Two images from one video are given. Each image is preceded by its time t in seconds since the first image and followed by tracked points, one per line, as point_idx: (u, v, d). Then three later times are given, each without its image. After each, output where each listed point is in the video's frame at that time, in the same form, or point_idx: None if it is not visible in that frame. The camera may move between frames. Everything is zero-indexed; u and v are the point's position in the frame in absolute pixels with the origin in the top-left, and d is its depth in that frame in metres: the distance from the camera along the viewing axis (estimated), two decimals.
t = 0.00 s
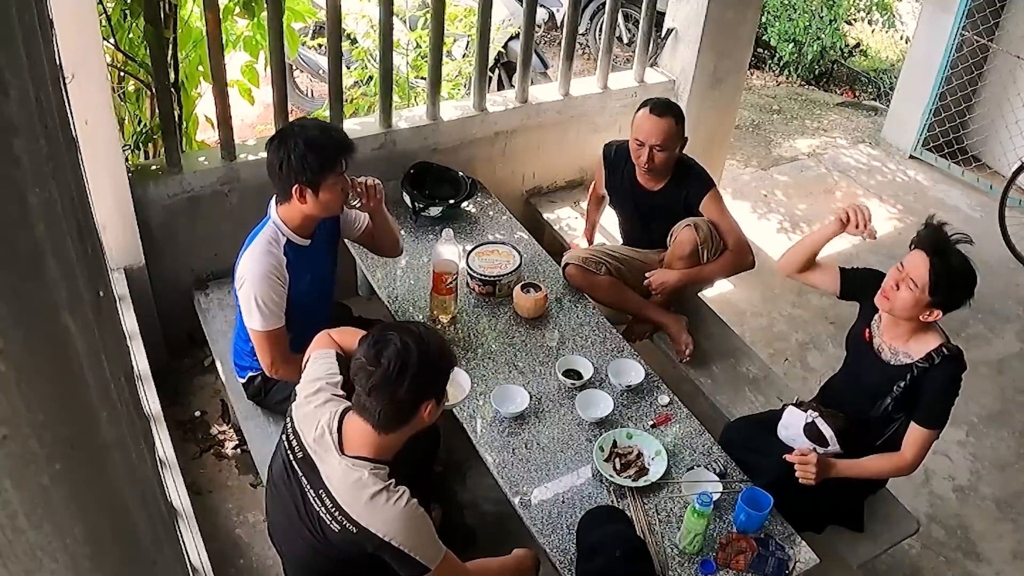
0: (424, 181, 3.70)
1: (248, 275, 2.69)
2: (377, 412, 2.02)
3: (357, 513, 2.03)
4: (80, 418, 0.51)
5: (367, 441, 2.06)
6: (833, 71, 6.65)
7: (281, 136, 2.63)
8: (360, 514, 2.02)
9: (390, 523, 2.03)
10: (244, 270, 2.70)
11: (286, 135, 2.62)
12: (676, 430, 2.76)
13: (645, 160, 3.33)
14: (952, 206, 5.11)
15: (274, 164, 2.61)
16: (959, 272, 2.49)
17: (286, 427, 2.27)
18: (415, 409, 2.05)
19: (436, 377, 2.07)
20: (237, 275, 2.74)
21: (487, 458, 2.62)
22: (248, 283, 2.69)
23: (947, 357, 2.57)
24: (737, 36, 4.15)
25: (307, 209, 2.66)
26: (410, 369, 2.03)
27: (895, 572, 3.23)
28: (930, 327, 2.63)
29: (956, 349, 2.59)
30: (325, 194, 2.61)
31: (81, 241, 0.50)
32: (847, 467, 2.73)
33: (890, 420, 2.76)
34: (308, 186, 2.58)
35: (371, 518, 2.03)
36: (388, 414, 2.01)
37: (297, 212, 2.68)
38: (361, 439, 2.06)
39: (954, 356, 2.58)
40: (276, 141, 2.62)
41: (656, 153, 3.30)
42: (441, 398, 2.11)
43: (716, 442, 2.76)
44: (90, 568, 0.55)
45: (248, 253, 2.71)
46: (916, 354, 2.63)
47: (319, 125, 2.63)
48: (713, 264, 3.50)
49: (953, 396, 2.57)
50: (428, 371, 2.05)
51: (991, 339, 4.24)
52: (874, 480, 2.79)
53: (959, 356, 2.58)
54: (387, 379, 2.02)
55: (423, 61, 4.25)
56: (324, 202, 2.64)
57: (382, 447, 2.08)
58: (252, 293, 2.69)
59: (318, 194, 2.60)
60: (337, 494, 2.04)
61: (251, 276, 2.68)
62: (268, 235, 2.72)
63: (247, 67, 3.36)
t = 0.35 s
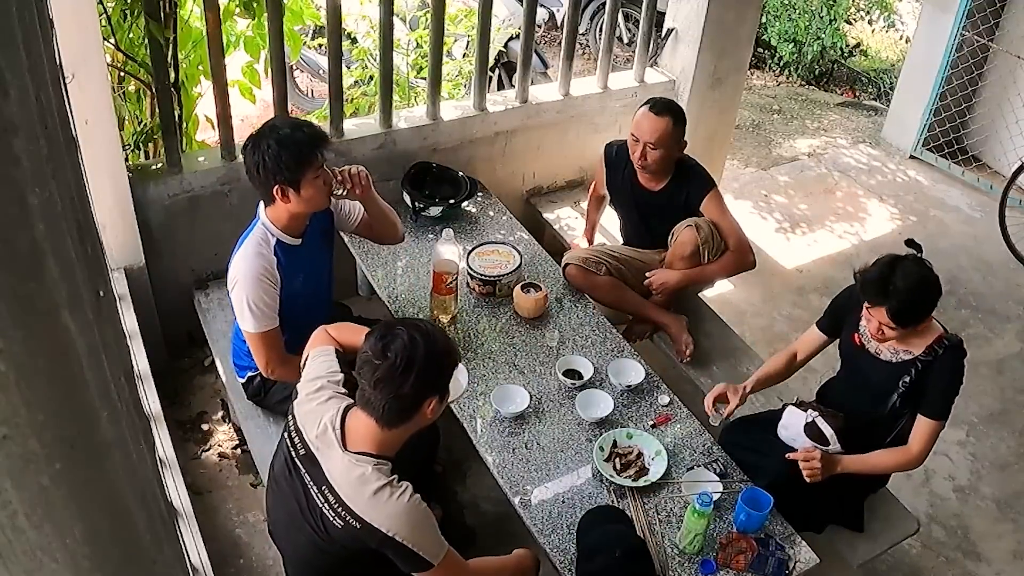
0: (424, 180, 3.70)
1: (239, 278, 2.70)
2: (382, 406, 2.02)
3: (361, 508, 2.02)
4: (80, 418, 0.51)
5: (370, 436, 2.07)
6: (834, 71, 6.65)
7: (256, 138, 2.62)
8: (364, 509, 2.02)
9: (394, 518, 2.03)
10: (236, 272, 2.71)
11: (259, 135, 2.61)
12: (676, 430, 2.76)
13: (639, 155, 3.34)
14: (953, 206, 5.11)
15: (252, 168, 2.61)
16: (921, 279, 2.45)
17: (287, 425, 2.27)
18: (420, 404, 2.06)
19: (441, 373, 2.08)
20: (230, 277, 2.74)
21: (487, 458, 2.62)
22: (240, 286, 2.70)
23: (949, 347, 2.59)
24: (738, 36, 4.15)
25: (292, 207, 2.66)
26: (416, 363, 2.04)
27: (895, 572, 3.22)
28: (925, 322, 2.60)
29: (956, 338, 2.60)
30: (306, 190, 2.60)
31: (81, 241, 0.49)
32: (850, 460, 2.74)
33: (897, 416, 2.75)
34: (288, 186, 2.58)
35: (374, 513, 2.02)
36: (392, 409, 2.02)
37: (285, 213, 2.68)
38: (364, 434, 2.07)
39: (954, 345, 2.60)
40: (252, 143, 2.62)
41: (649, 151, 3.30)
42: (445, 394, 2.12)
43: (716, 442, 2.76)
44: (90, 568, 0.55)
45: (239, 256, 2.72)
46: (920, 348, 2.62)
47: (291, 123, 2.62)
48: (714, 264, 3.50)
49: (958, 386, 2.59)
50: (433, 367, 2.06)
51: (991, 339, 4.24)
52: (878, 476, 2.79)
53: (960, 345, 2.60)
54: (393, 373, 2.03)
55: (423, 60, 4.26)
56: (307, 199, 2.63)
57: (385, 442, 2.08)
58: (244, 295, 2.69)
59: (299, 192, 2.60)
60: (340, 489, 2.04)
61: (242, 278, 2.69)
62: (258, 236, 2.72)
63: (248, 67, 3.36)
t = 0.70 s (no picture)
0: (424, 180, 3.70)
1: (238, 279, 2.70)
2: (386, 405, 2.03)
3: (364, 505, 2.02)
4: (81, 418, 0.51)
5: (374, 435, 2.07)
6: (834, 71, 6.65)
7: (253, 139, 2.62)
8: (367, 506, 2.02)
9: (398, 515, 2.03)
10: (235, 273, 2.71)
11: (258, 136, 2.60)
12: (676, 430, 2.76)
13: (656, 161, 3.32)
14: (953, 206, 5.11)
15: (247, 170, 2.60)
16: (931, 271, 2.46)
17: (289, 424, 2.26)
18: (424, 403, 2.06)
19: (444, 372, 2.10)
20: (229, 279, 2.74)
21: (487, 458, 2.62)
22: (240, 288, 2.70)
23: (949, 348, 2.59)
24: (737, 36, 4.15)
25: (290, 209, 2.66)
26: (421, 362, 2.05)
27: (895, 572, 3.22)
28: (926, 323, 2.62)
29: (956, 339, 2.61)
30: (303, 192, 2.60)
31: (82, 242, 0.49)
32: (850, 462, 2.74)
33: (899, 416, 2.75)
34: (286, 188, 2.58)
35: (378, 511, 2.02)
36: (397, 407, 2.02)
37: (284, 215, 2.68)
38: (368, 433, 2.07)
39: (956, 346, 2.59)
40: (248, 145, 2.62)
41: (667, 152, 3.30)
42: (447, 393, 2.13)
43: (716, 441, 2.76)
44: (90, 568, 0.55)
45: (238, 258, 2.72)
46: (921, 349, 2.63)
47: (289, 126, 2.61)
48: (714, 264, 3.50)
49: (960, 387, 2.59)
50: (437, 366, 2.08)
51: (991, 339, 4.24)
52: (877, 477, 2.80)
53: (961, 346, 2.60)
54: (397, 371, 2.04)
55: (423, 61, 4.26)
56: (303, 201, 2.63)
57: (389, 440, 2.08)
58: (244, 297, 2.69)
59: (297, 194, 2.60)
60: (344, 487, 2.04)
61: (241, 280, 2.69)
62: (257, 238, 2.72)
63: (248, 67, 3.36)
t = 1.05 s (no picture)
0: (424, 180, 3.69)
1: (241, 280, 2.70)
2: (391, 403, 2.03)
3: (369, 501, 2.02)
4: (80, 418, 0.51)
5: (379, 433, 2.07)
6: (834, 71, 6.65)
7: (297, 149, 2.62)
8: (372, 502, 2.02)
9: (402, 510, 2.03)
10: (238, 274, 2.71)
11: (301, 149, 2.61)
12: (676, 430, 2.76)
13: (670, 161, 3.31)
14: (953, 206, 5.11)
15: (284, 177, 2.61)
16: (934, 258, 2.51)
17: (291, 424, 2.26)
18: (428, 401, 2.07)
19: (447, 370, 2.10)
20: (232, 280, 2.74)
21: (487, 458, 2.62)
22: (242, 289, 2.69)
23: (949, 349, 2.59)
24: (737, 36, 4.15)
25: (307, 222, 2.67)
26: (425, 361, 2.06)
27: (895, 572, 3.22)
28: (924, 321, 2.65)
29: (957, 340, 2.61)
30: (328, 214, 2.64)
31: (81, 242, 0.49)
32: (849, 462, 2.74)
33: (899, 417, 2.75)
34: (313, 205, 2.60)
35: (383, 506, 2.02)
36: (402, 405, 2.03)
37: (296, 222, 2.69)
38: (372, 431, 2.07)
39: (956, 347, 2.60)
40: (291, 153, 2.62)
41: (679, 150, 3.30)
42: (450, 391, 2.14)
43: (715, 441, 2.76)
44: (90, 568, 0.55)
45: (243, 259, 2.72)
46: (920, 350, 2.63)
47: (336, 147, 2.62)
48: (716, 265, 3.51)
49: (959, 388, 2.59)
50: (441, 364, 2.08)
51: (991, 339, 4.24)
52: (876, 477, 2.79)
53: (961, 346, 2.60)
54: (401, 370, 2.04)
55: (423, 61, 4.26)
56: (325, 219, 2.66)
57: (393, 438, 2.09)
58: (246, 298, 2.69)
59: (321, 212, 2.62)
60: (349, 484, 2.04)
61: (244, 281, 2.69)
62: (265, 239, 2.73)
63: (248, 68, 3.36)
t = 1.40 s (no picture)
0: (424, 180, 3.69)
1: (254, 285, 2.70)
2: (396, 401, 2.03)
3: (375, 496, 2.02)
4: (80, 418, 0.51)
5: (383, 430, 2.08)
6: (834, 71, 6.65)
7: (324, 162, 2.61)
8: (378, 497, 2.02)
9: (408, 505, 2.03)
10: (251, 279, 2.71)
11: (327, 163, 2.60)
12: (676, 430, 2.76)
13: (673, 160, 3.31)
14: (953, 206, 5.11)
15: (307, 190, 2.60)
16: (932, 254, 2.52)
17: (294, 423, 2.26)
18: (433, 399, 2.07)
19: (453, 369, 2.10)
20: (245, 284, 2.74)
21: (487, 458, 2.62)
22: (253, 294, 2.70)
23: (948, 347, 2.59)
24: (738, 36, 4.15)
25: (324, 235, 2.67)
26: (430, 360, 2.06)
27: (895, 572, 3.22)
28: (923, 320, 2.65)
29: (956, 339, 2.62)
30: (346, 230, 2.63)
31: (81, 242, 0.49)
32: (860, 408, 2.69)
33: (898, 416, 2.75)
34: (331, 220, 2.60)
35: (388, 501, 2.02)
36: (407, 403, 2.03)
37: (313, 233, 2.69)
38: (377, 428, 2.08)
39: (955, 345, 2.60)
40: (318, 165, 2.61)
41: (680, 149, 3.30)
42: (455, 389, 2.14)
43: (715, 442, 2.76)
44: (90, 568, 0.55)
45: (257, 264, 2.72)
46: (919, 347, 2.63)
47: (362, 165, 2.60)
48: (717, 266, 3.50)
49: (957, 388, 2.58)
50: (446, 362, 2.08)
51: (991, 339, 4.24)
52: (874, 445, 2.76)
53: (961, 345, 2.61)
54: (407, 368, 2.04)
55: (423, 61, 4.26)
56: (342, 235, 2.65)
57: (397, 435, 2.10)
58: (256, 304, 2.69)
59: (339, 228, 2.61)
60: (354, 480, 2.03)
61: (257, 287, 2.69)
62: (281, 247, 2.73)
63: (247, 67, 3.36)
